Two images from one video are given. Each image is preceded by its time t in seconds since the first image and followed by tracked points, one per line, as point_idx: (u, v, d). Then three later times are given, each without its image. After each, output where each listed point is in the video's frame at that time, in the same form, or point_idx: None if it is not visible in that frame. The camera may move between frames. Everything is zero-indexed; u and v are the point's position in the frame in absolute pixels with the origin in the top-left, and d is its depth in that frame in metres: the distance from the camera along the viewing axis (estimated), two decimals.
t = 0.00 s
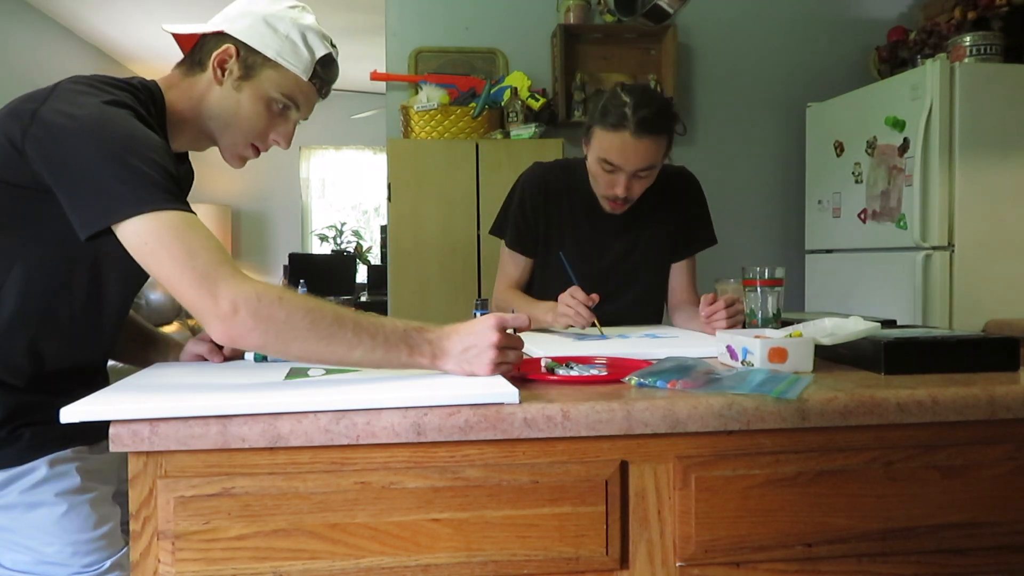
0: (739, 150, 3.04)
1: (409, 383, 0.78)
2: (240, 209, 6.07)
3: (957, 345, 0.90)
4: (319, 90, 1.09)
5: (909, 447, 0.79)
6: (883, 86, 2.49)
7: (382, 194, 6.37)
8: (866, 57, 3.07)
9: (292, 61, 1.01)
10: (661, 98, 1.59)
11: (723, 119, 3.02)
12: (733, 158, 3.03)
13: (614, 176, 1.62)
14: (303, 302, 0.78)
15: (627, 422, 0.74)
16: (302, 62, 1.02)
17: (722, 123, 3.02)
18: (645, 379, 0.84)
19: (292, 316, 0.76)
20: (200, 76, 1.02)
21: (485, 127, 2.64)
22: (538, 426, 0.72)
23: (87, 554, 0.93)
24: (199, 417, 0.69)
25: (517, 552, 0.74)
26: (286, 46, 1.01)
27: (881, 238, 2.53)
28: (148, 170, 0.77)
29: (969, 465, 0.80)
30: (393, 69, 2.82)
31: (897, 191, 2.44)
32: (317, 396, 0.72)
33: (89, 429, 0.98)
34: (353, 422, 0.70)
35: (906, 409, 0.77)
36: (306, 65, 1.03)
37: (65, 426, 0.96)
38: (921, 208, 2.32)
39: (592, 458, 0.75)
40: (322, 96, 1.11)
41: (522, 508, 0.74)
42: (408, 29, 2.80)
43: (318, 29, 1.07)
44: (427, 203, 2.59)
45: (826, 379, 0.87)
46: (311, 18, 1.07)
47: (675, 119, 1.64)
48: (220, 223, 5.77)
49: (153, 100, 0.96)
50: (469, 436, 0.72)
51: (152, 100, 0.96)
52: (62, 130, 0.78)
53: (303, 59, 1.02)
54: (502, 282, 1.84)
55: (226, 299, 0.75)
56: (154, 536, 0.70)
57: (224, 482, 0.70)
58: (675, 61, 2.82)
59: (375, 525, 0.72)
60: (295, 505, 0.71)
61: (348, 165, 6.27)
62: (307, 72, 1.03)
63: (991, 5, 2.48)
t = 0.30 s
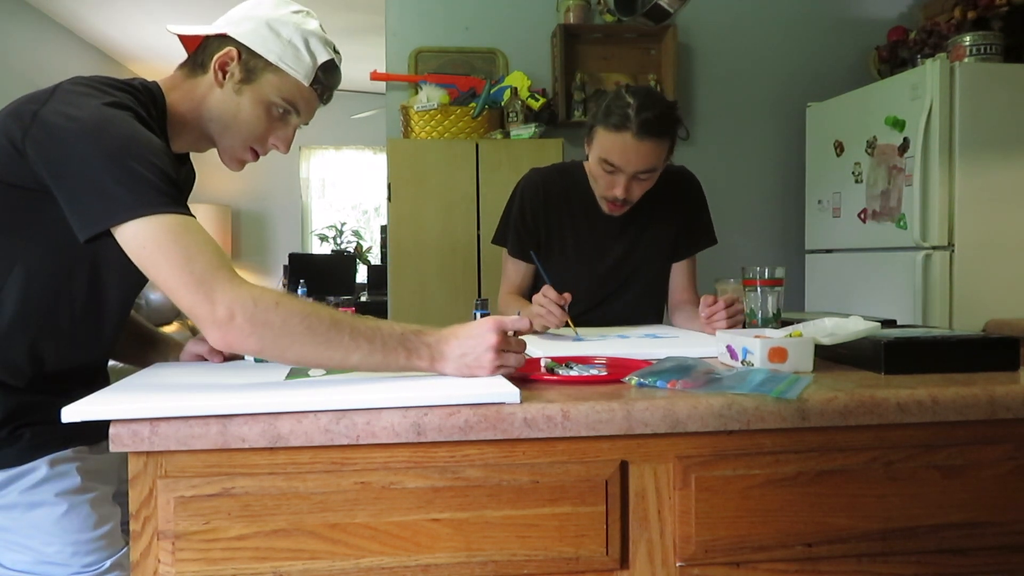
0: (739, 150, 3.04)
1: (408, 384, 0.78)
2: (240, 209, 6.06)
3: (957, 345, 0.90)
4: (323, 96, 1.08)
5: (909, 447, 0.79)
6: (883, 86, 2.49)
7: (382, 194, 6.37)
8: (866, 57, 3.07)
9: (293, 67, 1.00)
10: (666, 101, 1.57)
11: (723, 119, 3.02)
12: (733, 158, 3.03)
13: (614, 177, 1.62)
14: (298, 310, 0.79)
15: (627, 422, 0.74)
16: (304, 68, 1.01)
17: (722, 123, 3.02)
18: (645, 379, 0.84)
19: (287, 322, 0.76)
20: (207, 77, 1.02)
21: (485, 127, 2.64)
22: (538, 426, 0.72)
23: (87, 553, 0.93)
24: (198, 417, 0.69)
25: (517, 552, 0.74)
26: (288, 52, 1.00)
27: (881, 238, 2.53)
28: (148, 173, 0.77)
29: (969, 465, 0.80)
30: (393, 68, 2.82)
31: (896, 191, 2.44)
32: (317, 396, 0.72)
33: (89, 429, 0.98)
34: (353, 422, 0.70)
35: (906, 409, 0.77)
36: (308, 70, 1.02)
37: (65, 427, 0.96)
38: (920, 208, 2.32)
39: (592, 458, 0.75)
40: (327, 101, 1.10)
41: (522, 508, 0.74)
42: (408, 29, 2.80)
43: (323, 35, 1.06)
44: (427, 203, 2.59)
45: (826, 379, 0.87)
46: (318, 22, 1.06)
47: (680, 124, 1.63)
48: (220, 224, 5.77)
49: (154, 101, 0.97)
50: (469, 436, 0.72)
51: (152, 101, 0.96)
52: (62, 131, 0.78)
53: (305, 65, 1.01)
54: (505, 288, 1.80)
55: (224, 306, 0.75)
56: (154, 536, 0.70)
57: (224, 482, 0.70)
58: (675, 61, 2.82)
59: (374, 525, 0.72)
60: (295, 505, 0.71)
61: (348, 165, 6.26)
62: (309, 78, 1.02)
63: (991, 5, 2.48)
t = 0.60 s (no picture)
0: (738, 150, 3.04)
1: (408, 384, 0.78)
2: (240, 209, 6.05)
3: (957, 346, 0.90)
4: (181, 26, 1.04)
5: (909, 447, 0.79)
6: (883, 86, 2.49)
7: (382, 194, 6.36)
8: (866, 57, 3.07)
9: None
10: (676, 134, 1.52)
11: (723, 119, 3.02)
12: (732, 159, 3.03)
13: (614, 204, 1.60)
14: (162, 357, 0.78)
15: (627, 422, 0.74)
16: None
17: (722, 124, 3.02)
18: (645, 379, 0.84)
19: (159, 377, 0.78)
20: (51, 17, 0.99)
21: (485, 127, 2.64)
22: (538, 427, 0.72)
23: (86, 548, 0.93)
24: (197, 417, 0.69)
25: (517, 552, 0.74)
26: None
27: (881, 239, 2.53)
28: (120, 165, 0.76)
29: (969, 465, 0.80)
30: (393, 68, 2.82)
31: (897, 191, 2.44)
32: (317, 396, 0.71)
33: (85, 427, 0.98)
34: (353, 422, 0.70)
35: (906, 409, 0.77)
36: None
37: (64, 425, 0.96)
38: (921, 209, 2.32)
39: (592, 458, 0.75)
40: (187, 30, 1.07)
41: (522, 508, 0.74)
42: (408, 29, 2.80)
43: None
44: (427, 203, 2.59)
45: (826, 379, 0.87)
46: None
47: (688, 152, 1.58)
48: (220, 224, 5.77)
49: None
50: (469, 436, 0.72)
51: None
52: None
53: None
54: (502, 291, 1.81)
55: (98, 382, 0.77)
56: (153, 536, 0.70)
57: (224, 482, 0.70)
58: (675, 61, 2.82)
59: (374, 525, 0.72)
60: (295, 505, 0.71)
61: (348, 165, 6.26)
62: (160, 7, 1.00)
63: (991, 5, 2.48)
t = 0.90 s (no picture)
0: (738, 150, 3.04)
1: (408, 384, 0.78)
2: (240, 210, 6.05)
3: (957, 346, 0.90)
4: (175, 25, 1.05)
5: (909, 447, 0.79)
6: (883, 86, 2.49)
7: (382, 194, 6.36)
8: (866, 57, 3.07)
9: None
10: (666, 126, 1.52)
11: (723, 120, 3.02)
12: (732, 158, 3.03)
13: (609, 200, 1.60)
14: (162, 357, 0.78)
15: (627, 422, 0.74)
16: None
17: (722, 123, 3.02)
18: (645, 379, 0.84)
19: (159, 376, 0.77)
20: (44, 15, 0.99)
21: (485, 127, 2.64)
22: (538, 426, 0.72)
23: (86, 548, 0.94)
24: (197, 417, 0.69)
25: (517, 552, 0.74)
26: None
27: (881, 239, 2.53)
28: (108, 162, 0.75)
29: (970, 465, 0.80)
30: (393, 69, 2.82)
31: (897, 191, 2.44)
32: (317, 396, 0.71)
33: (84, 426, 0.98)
34: (353, 422, 0.70)
35: (906, 409, 0.77)
36: None
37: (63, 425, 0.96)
38: (921, 209, 2.32)
39: (592, 458, 0.75)
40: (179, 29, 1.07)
41: (522, 508, 0.74)
42: (408, 29, 2.80)
43: None
44: (427, 203, 2.59)
45: (826, 379, 0.87)
46: None
47: (681, 144, 1.58)
48: (220, 223, 5.77)
49: None
50: (469, 436, 0.72)
51: None
52: None
53: None
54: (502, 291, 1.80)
55: (98, 382, 0.77)
56: (153, 536, 0.70)
57: (224, 482, 0.70)
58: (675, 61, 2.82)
59: (374, 525, 0.72)
60: (295, 505, 0.71)
61: (348, 165, 6.26)
62: (155, 7, 1.00)
63: (991, 5, 2.48)
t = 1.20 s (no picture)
0: (738, 150, 3.04)
1: (408, 384, 0.78)
2: (240, 210, 6.05)
3: (957, 346, 0.90)
4: (172, 28, 1.05)
5: (909, 447, 0.79)
6: (883, 86, 2.49)
7: (382, 194, 6.36)
8: (866, 57, 3.07)
9: None
10: (647, 75, 1.67)
11: (723, 119, 3.02)
12: (732, 158, 3.03)
13: (606, 144, 1.66)
14: (161, 358, 0.78)
15: (627, 422, 0.74)
16: None
17: (722, 123, 3.02)
18: (645, 379, 0.84)
19: (158, 377, 0.77)
20: (42, 16, 0.99)
21: (485, 127, 2.64)
22: (538, 427, 0.72)
23: (86, 548, 0.94)
24: (197, 417, 0.69)
25: (517, 552, 0.74)
26: None
27: (881, 238, 2.53)
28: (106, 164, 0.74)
29: (970, 465, 0.80)
30: (393, 69, 2.82)
31: (896, 191, 2.44)
32: (316, 396, 0.71)
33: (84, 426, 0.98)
34: (353, 423, 0.70)
35: (905, 409, 0.77)
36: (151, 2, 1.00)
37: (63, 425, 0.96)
38: (920, 208, 2.32)
39: (592, 458, 0.75)
40: (177, 34, 1.07)
41: (522, 508, 0.74)
42: (408, 29, 2.80)
43: None
44: (426, 203, 2.59)
45: (826, 379, 0.87)
46: None
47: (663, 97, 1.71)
48: (220, 223, 5.77)
49: None
50: (469, 436, 0.72)
51: None
52: None
53: None
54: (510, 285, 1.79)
55: (98, 382, 0.77)
56: (153, 536, 0.70)
57: (224, 482, 0.70)
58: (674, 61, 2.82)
59: (375, 525, 0.72)
60: (295, 506, 0.71)
61: (348, 165, 6.26)
62: (153, 10, 1.00)
63: (991, 5, 2.48)
